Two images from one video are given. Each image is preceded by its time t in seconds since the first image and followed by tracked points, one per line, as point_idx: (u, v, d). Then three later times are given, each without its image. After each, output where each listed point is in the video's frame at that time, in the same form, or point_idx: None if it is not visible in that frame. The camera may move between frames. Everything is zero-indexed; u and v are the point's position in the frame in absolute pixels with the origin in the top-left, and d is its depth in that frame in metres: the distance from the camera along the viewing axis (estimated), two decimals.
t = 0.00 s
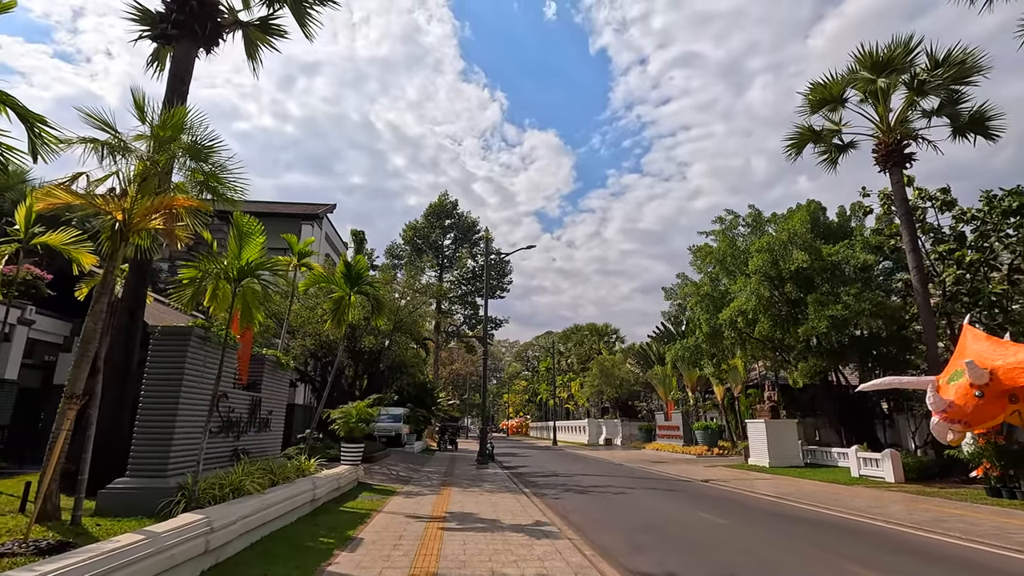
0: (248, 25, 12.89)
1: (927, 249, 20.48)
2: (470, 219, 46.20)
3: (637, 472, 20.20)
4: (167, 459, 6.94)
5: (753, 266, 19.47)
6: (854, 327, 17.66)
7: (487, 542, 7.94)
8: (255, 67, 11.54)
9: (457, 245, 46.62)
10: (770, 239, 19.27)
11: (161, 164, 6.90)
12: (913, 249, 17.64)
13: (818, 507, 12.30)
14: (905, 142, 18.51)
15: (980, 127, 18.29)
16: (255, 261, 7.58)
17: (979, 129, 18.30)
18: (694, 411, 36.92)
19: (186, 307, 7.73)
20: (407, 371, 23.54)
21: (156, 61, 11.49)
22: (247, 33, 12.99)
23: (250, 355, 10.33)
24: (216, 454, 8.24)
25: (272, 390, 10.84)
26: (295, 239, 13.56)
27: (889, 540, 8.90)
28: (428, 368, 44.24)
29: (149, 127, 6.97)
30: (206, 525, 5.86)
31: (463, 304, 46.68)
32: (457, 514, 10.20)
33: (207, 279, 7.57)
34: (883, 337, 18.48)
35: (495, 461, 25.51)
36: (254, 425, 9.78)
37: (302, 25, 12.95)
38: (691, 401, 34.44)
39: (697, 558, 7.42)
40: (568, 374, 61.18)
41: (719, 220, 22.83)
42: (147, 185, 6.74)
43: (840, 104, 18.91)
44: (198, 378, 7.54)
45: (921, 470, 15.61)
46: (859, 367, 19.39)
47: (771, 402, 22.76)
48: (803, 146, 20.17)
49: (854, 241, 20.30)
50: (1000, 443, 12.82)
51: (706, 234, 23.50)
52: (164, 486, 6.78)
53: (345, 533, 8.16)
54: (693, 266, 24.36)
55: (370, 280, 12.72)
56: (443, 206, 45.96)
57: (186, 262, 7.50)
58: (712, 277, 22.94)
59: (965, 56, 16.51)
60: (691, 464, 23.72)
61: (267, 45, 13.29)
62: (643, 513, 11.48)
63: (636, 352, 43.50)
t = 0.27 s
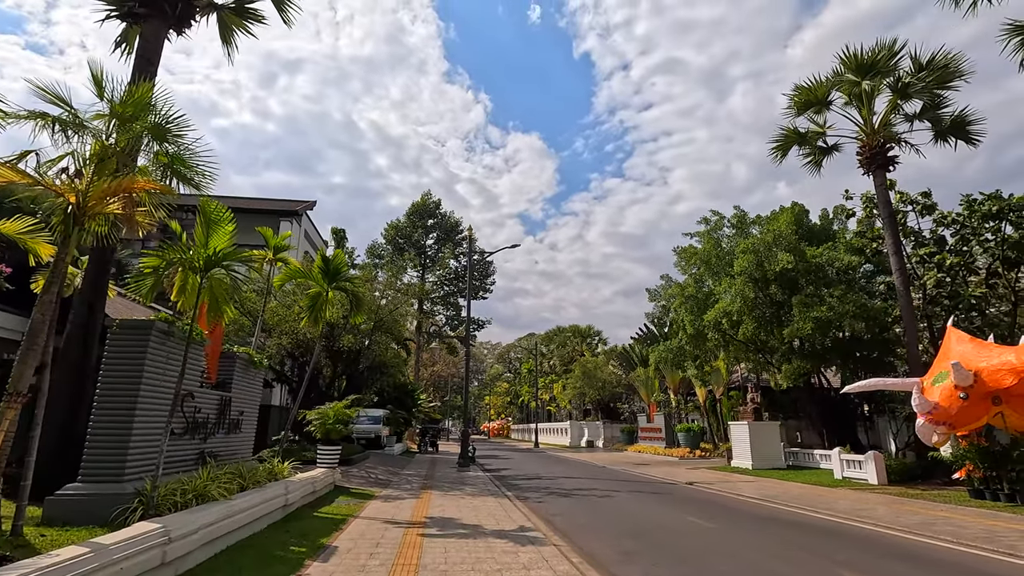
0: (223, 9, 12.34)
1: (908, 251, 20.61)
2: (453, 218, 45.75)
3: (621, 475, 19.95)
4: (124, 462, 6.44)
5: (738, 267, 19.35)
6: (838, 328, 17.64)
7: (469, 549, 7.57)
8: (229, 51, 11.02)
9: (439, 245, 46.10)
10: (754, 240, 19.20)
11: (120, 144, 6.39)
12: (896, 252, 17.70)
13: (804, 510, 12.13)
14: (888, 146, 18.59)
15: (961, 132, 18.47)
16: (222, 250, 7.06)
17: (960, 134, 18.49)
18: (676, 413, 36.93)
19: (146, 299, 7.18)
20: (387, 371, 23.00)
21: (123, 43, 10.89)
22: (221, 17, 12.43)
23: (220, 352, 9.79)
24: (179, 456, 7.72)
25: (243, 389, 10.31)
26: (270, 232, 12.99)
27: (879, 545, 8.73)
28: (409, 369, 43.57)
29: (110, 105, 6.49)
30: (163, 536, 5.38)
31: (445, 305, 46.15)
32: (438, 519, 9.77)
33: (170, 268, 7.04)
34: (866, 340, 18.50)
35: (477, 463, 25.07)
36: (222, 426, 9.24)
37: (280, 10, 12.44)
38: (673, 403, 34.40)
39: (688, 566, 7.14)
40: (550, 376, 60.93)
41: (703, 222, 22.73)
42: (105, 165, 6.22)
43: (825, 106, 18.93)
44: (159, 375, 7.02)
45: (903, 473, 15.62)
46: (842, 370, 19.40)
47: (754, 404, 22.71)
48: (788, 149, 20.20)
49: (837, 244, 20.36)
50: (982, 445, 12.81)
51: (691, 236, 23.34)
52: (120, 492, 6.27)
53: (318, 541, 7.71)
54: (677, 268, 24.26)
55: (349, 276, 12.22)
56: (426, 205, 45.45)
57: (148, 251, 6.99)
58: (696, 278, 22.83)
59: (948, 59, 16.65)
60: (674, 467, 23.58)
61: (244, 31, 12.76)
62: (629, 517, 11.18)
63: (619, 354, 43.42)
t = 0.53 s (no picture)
0: None
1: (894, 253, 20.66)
2: (438, 218, 45.20)
3: (607, 478, 19.66)
4: (79, 469, 5.93)
5: (727, 268, 19.14)
6: (827, 330, 17.52)
7: (456, 559, 7.16)
8: (203, 36, 10.46)
9: (424, 245, 45.49)
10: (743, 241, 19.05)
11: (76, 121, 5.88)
12: (884, 254, 17.66)
13: (796, 515, 11.91)
14: (876, 148, 18.56)
15: (947, 135, 18.52)
16: (191, 241, 6.55)
17: (946, 137, 18.54)
18: (660, 414, 36.84)
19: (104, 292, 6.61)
20: (369, 372, 22.44)
21: (90, 24, 10.27)
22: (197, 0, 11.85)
23: (191, 351, 9.25)
24: (142, 462, 7.19)
25: (216, 389, 9.77)
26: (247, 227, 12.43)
27: (878, 553, 8.52)
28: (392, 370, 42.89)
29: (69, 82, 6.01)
30: (118, 551, 4.90)
31: (429, 306, 45.56)
32: (421, 527, 9.33)
33: (134, 260, 6.50)
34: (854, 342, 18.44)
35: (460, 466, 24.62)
36: (192, 429, 8.71)
37: None
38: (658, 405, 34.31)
39: None
40: (535, 377, 60.64)
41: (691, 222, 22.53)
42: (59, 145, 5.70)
43: (814, 107, 18.85)
44: (120, 374, 6.51)
45: (890, 476, 15.54)
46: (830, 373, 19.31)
47: (740, 407, 22.59)
48: (776, 150, 20.14)
49: (824, 246, 20.30)
50: (970, 448, 12.71)
51: (677, 237, 23.09)
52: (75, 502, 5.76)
53: (293, 552, 7.23)
54: (664, 269, 24.06)
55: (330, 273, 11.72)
56: (410, 204, 44.84)
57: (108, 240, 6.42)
58: (683, 280, 22.67)
59: (936, 62, 16.65)
60: (660, 469, 23.39)
61: (220, 16, 12.19)
62: (618, 523, 10.85)
63: (604, 356, 43.27)
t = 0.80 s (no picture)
0: None
1: (883, 254, 20.63)
2: (426, 217, 44.78)
3: (596, 480, 19.38)
4: (34, 473, 5.49)
5: (718, 267, 18.97)
6: (818, 330, 17.41)
7: (441, 566, 6.81)
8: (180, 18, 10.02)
9: (412, 244, 45.02)
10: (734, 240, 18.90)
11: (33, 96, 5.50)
12: (874, 253, 17.60)
13: (789, 517, 11.71)
14: (867, 147, 18.51)
15: (936, 135, 18.52)
16: (160, 228, 6.14)
17: (935, 138, 18.55)
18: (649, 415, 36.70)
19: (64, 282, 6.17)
20: (355, 372, 21.97)
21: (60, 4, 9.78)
22: None
23: (163, 347, 8.79)
24: (107, 464, 6.75)
25: (191, 388, 9.33)
26: (225, 220, 11.96)
27: (875, 556, 8.32)
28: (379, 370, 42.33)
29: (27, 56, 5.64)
30: (71, 563, 4.49)
31: (417, 305, 45.09)
32: (406, 532, 8.96)
33: (97, 249, 6.06)
34: (844, 342, 18.35)
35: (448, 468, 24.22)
36: (165, 430, 8.27)
37: None
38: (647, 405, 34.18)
39: None
40: (523, 378, 60.33)
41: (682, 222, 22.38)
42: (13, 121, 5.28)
43: (806, 106, 18.77)
44: (80, 371, 6.09)
45: (881, 477, 15.44)
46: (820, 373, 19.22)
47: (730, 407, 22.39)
48: (767, 149, 20.04)
49: (815, 246, 20.23)
50: (962, 449, 12.60)
51: (667, 236, 22.85)
52: (27, 509, 5.33)
53: (268, 560, 6.84)
54: (654, 268, 23.88)
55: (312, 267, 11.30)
56: (398, 203, 44.37)
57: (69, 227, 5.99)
58: (673, 279, 22.50)
59: (927, 61, 16.63)
60: (649, 471, 23.18)
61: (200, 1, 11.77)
62: (609, 526, 10.56)
63: (593, 357, 43.09)
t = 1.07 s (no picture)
0: None
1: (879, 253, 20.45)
2: (418, 216, 44.32)
3: (589, 482, 19.00)
4: None
5: (714, 266, 18.68)
6: (814, 330, 17.17)
7: None
8: None
9: (403, 244, 44.53)
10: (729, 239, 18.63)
11: None
12: (871, 252, 17.39)
13: (788, 521, 11.41)
14: (863, 146, 18.32)
15: (932, 134, 18.38)
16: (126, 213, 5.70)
17: (931, 136, 18.42)
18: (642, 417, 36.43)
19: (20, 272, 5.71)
20: (343, 372, 21.47)
21: None
22: None
23: (135, 344, 8.32)
24: (68, 469, 6.30)
25: (167, 388, 8.86)
26: (204, 213, 11.47)
27: (881, 562, 8.01)
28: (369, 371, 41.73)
29: None
30: None
31: (408, 306, 44.58)
32: (392, 538, 8.54)
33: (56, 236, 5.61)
34: (840, 343, 18.13)
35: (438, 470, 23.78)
36: (136, 431, 7.82)
37: None
38: (640, 407, 33.91)
39: None
40: (515, 379, 59.93)
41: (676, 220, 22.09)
42: None
43: (802, 103, 18.56)
44: (37, 368, 5.64)
45: (878, 479, 15.20)
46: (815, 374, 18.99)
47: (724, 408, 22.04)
48: (763, 147, 19.83)
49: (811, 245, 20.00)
50: (962, 451, 12.37)
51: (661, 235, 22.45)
52: None
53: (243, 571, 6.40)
54: (648, 268, 23.59)
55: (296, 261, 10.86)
56: (389, 202, 43.89)
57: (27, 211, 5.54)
58: (667, 279, 22.23)
59: (924, 59, 16.47)
60: (643, 473, 22.88)
61: None
62: (604, 532, 10.20)
63: (585, 358, 42.79)
